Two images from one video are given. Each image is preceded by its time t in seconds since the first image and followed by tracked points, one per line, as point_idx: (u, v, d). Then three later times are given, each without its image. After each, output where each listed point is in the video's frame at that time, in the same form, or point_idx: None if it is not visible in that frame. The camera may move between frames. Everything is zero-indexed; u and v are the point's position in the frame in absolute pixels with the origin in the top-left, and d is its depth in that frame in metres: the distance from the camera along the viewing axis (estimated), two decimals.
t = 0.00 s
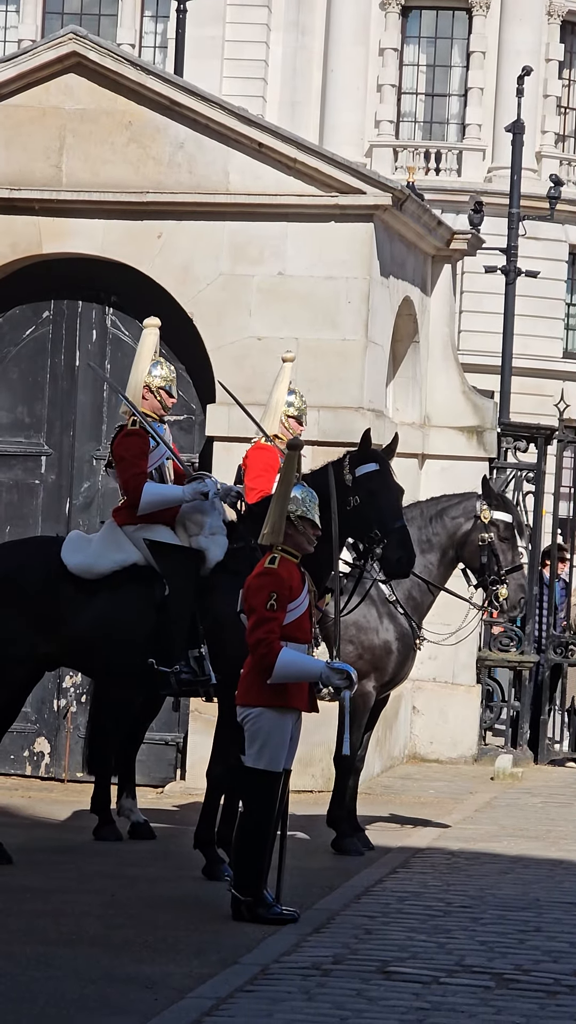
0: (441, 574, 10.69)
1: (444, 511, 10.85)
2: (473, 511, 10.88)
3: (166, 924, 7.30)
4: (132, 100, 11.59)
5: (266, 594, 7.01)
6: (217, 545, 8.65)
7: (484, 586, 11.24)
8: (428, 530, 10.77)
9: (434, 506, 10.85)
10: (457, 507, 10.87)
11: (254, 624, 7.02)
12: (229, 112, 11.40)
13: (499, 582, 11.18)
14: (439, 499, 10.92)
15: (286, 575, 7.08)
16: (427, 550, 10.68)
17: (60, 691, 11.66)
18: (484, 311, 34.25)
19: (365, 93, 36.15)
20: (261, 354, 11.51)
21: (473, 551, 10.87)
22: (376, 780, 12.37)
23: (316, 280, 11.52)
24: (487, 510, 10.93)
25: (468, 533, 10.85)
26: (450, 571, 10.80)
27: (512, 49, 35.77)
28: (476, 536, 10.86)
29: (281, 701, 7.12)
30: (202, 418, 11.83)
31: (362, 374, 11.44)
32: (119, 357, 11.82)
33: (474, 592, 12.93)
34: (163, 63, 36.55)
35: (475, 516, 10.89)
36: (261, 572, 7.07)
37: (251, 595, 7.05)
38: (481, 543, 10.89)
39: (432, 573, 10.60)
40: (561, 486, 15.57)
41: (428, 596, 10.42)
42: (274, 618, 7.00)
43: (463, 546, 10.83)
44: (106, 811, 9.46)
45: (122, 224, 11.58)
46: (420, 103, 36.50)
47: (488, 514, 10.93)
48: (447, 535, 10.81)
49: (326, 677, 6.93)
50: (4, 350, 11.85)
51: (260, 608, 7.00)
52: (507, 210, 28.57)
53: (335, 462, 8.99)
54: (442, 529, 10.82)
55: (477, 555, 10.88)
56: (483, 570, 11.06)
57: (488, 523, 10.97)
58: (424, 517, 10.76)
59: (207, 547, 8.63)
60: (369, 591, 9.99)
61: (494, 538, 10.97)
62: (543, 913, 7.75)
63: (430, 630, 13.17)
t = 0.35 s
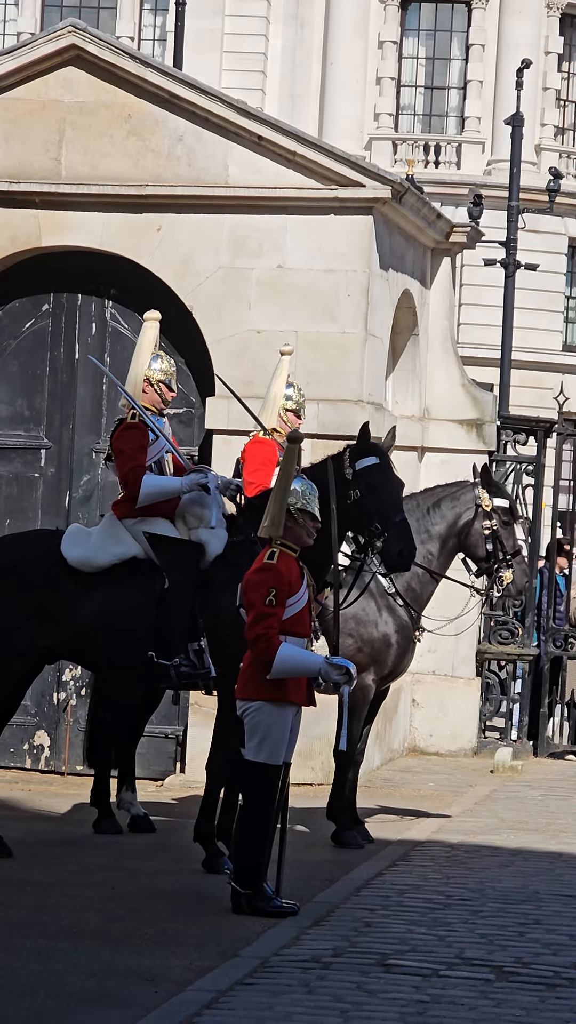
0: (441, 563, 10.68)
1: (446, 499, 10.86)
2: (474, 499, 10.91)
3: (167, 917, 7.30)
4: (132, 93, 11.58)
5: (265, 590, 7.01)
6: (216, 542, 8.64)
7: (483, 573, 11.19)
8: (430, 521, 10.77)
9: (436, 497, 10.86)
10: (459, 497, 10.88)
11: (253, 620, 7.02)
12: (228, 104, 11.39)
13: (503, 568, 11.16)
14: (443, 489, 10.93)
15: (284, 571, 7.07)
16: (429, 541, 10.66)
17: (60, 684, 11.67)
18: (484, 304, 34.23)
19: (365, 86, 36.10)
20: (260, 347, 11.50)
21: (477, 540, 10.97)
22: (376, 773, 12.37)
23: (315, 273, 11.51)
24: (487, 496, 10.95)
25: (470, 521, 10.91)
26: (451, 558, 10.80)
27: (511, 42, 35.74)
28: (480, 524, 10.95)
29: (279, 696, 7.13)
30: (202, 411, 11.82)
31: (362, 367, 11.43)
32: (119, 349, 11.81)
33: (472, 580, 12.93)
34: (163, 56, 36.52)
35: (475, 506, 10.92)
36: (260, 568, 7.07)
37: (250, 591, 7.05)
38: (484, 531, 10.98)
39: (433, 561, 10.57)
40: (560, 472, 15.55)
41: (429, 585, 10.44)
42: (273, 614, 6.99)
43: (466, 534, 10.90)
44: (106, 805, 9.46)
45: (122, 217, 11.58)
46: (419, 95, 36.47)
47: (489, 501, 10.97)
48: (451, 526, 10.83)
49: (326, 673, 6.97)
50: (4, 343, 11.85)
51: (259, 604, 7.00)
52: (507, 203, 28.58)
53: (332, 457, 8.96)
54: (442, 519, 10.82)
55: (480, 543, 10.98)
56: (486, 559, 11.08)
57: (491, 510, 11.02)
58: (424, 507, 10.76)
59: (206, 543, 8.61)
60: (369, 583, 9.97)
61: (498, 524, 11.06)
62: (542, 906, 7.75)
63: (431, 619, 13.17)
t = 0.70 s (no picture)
0: (441, 557, 10.70)
1: (447, 496, 10.85)
2: (474, 497, 10.92)
3: (166, 913, 7.30)
4: (131, 89, 11.57)
5: (265, 585, 7.00)
6: (216, 536, 8.66)
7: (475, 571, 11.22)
8: (430, 518, 10.75)
9: (439, 494, 10.84)
10: (459, 496, 10.87)
11: (253, 615, 7.02)
12: (227, 99, 11.39)
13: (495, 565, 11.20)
14: (442, 485, 10.91)
15: (284, 567, 7.07)
16: (430, 537, 10.68)
17: (59, 679, 11.67)
18: (483, 299, 34.21)
19: (364, 81, 36.08)
20: (259, 342, 11.49)
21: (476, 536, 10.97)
22: (375, 769, 12.37)
23: (314, 268, 11.51)
24: (486, 493, 10.98)
25: (469, 518, 10.88)
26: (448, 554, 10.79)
27: (510, 37, 35.73)
28: (479, 521, 10.95)
29: (279, 692, 7.13)
30: (200, 407, 11.83)
31: (361, 362, 11.43)
32: (117, 344, 11.81)
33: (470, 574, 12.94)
34: (161, 51, 36.46)
35: (475, 503, 10.91)
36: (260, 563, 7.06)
37: (250, 586, 7.04)
38: (482, 528, 10.98)
39: (433, 556, 10.60)
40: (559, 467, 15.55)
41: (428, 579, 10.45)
42: (272, 609, 7.00)
43: (465, 531, 10.89)
44: (105, 800, 9.47)
45: (121, 212, 11.57)
46: (418, 90, 36.45)
47: (489, 500, 10.98)
48: (451, 524, 10.81)
49: (327, 669, 7.02)
50: (2, 338, 11.84)
51: (259, 600, 7.00)
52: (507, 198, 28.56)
53: (330, 452, 8.97)
54: (442, 514, 10.80)
55: (477, 539, 10.98)
56: (482, 557, 11.11)
57: (489, 508, 11.03)
58: (423, 504, 10.74)
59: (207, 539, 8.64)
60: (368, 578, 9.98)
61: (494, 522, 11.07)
62: (541, 901, 7.75)
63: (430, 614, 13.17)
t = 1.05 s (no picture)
0: (442, 551, 10.70)
1: (444, 491, 10.87)
2: (472, 490, 10.94)
3: (167, 911, 7.30)
4: (131, 87, 11.57)
5: (267, 584, 7.00)
6: (214, 535, 8.72)
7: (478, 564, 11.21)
8: (430, 513, 10.77)
9: (438, 488, 10.87)
10: (456, 491, 10.88)
11: (256, 614, 7.00)
12: (228, 97, 11.39)
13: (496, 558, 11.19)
14: (439, 481, 10.93)
15: (287, 565, 7.06)
16: (430, 530, 10.68)
17: (60, 677, 11.66)
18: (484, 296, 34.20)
19: (364, 79, 36.07)
20: (259, 340, 11.48)
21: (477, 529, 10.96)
22: (376, 767, 12.36)
23: (315, 266, 11.50)
24: (485, 485, 11.01)
25: (467, 513, 10.89)
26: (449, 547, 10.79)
27: (511, 35, 35.72)
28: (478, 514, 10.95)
29: (280, 690, 7.14)
30: (201, 405, 11.82)
31: (361, 360, 11.43)
32: (118, 342, 11.80)
33: (471, 571, 12.94)
34: (162, 49, 36.46)
35: (473, 496, 10.94)
36: (262, 562, 7.05)
37: (252, 585, 7.03)
38: (483, 519, 10.98)
39: (434, 549, 10.60)
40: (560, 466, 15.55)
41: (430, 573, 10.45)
42: (275, 608, 6.99)
43: (465, 525, 10.88)
44: (107, 799, 9.47)
45: (122, 210, 11.56)
46: (419, 88, 36.42)
47: (487, 492, 11.02)
48: (450, 517, 10.82)
49: (330, 667, 7.00)
50: (3, 337, 11.84)
51: (262, 598, 6.99)
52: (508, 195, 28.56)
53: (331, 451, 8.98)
54: (442, 511, 10.82)
55: (478, 530, 10.95)
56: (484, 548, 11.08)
57: (489, 500, 11.04)
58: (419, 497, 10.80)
59: (206, 536, 8.69)
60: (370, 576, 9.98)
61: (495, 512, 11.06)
62: (543, 899, 7.75)
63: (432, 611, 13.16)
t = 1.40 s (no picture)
0: (448, 553, 10.71)
1: (451, 496, 10.85)
2: (479, 494, 10.94)
3: (169, 910, 7.30)
4: (134, 87, 11.57)
5: (270, 583, 6.99)
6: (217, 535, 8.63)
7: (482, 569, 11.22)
8: (436, 514, 10.77)
9: (445, 489, 10.87)
10: (465, 495, 10.87)
11: (259, 613, 7.00)
12: (230, 98, 11.39)
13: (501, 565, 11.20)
14: (446, 482, 10.94)
15: (289, 565, 7.06)
16: (435, 531, 10.69)
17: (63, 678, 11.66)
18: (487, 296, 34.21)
19: (367, 79, 36.07)
20: (261, 340, 11.48)
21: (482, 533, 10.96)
22: (379, 766, 12.36)
23: (317, 266, 11.50)
24: (492, 492, 11.03)
25: (473, 516, 10.89)
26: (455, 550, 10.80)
27: (514, 35, 35.72)
28: (485, 519, 10.97)
29: (283, 689, 7.14)
30: (204, 405, 11.81)
31: (364, 360, 11.43)
32: (120, 342, 11.80)
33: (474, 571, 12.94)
34: (164, 50, 36.48)
35: (481, 501, 10.94)
36: (264, 562, 7.05)
37: (254, 585, 7.03)
38: (489, 524, 10.99)
39: (439, 551, 10.61)
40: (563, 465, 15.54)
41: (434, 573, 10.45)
42: (278, 607, 6.99)
43: (471, 529, 10.89)
44: (110, 799, 9.47)
45: (124, 210, 11.56)
46: (421, 88, 36.42)
47: (494, 495, 11.03)
48: (456, 520, 10.81)
49: (333, 665, 6.99)
50: (5, 337, 11.84)
51: (264, 598, 6.98)
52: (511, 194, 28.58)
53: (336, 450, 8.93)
54: (448, 512, 10.82)
55: (483, 534, 10.96)
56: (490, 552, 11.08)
57: (495, 505, 11.05)
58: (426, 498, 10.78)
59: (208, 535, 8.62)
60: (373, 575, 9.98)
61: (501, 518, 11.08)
62: (546, 899, 7.74)
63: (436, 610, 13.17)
